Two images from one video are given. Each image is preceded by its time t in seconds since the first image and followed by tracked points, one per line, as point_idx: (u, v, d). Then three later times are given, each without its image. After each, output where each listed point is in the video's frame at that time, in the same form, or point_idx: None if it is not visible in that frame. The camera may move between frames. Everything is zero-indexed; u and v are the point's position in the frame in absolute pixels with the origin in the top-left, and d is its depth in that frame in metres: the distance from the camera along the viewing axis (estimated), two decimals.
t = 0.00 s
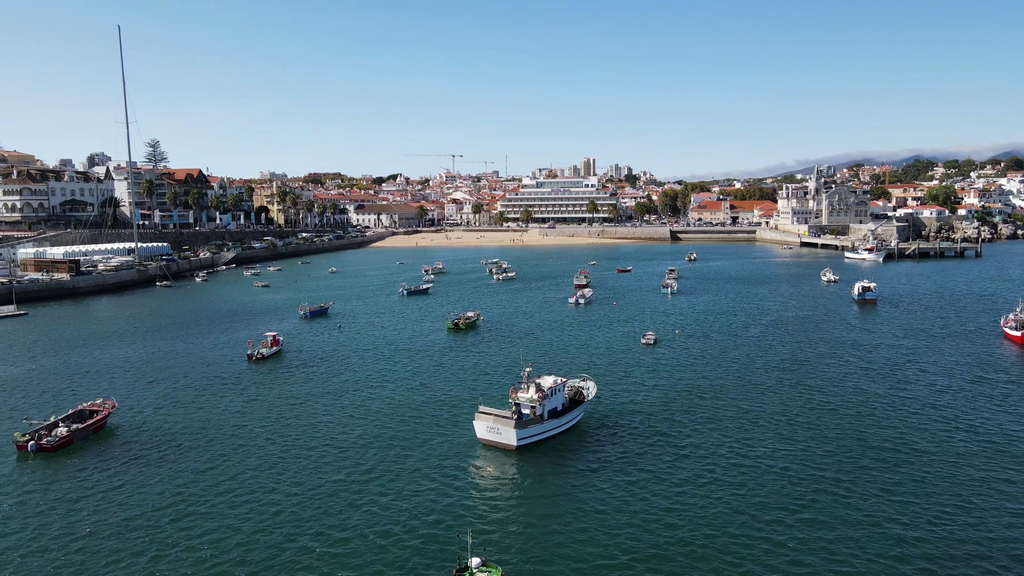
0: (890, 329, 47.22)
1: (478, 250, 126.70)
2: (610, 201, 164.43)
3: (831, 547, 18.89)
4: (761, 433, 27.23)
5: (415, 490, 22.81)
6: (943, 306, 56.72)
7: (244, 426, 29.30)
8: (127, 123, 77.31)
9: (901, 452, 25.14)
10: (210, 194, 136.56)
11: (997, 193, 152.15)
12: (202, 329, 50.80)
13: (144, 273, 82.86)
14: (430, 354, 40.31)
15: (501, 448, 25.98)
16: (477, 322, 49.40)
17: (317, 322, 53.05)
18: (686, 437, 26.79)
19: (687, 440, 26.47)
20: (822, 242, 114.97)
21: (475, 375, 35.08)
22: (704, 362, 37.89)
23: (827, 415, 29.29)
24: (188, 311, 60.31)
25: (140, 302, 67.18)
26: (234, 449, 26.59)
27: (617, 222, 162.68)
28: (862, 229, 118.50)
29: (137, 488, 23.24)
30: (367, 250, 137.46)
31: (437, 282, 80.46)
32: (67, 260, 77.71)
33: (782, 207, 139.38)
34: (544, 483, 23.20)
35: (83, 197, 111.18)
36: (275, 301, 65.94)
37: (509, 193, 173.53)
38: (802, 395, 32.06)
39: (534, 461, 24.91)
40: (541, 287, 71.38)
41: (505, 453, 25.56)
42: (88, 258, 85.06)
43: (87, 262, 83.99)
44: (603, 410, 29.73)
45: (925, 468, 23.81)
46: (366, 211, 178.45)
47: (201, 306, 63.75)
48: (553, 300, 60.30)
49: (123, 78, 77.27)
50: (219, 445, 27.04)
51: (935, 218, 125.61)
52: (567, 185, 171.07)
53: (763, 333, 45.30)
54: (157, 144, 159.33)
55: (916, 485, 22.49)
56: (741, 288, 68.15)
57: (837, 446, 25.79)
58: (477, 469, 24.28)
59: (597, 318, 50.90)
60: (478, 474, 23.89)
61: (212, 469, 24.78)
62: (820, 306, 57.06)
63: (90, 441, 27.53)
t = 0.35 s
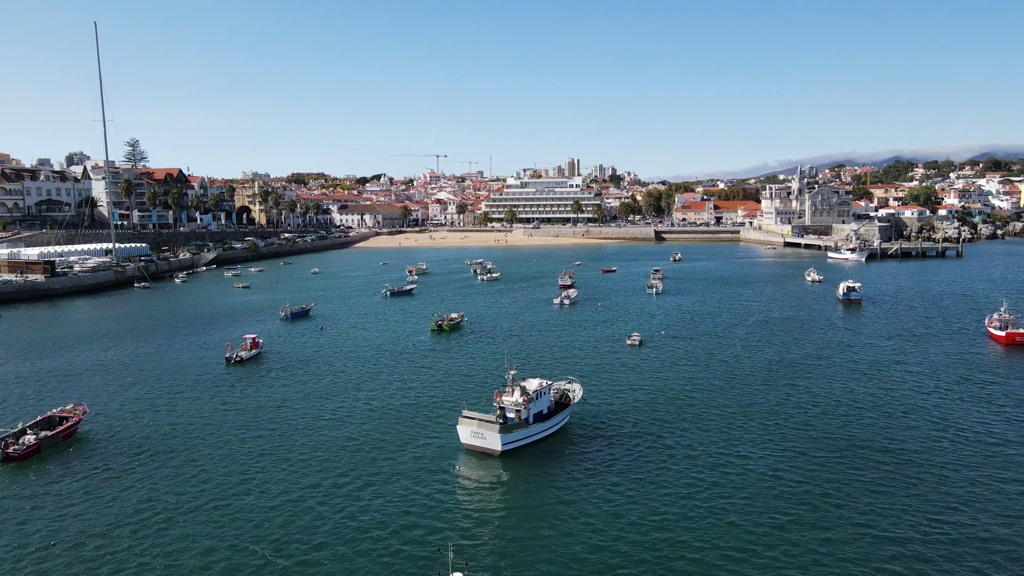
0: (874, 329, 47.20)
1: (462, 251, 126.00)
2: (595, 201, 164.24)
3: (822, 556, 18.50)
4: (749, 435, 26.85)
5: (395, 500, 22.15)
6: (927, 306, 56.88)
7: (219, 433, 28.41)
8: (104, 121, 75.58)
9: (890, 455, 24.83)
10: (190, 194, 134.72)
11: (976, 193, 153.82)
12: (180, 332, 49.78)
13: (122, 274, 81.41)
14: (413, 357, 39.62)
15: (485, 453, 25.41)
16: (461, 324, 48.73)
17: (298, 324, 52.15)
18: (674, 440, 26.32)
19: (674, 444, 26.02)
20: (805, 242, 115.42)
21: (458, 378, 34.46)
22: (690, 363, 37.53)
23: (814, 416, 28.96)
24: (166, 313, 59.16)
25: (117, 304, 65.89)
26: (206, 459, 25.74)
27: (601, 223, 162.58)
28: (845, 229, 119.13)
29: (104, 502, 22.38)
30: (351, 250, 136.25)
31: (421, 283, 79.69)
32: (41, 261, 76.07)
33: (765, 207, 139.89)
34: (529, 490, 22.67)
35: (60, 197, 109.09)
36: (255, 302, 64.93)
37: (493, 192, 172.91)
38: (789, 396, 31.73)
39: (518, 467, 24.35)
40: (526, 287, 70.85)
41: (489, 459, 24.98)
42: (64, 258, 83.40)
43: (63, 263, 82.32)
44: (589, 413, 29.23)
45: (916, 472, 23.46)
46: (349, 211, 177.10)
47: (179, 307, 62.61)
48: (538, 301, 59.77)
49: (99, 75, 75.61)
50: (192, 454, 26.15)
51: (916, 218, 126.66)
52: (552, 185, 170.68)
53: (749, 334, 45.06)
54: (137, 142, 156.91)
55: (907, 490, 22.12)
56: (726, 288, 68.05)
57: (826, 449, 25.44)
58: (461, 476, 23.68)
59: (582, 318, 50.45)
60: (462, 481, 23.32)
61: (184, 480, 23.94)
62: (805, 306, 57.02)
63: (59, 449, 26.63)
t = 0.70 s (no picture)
0: (859, 330, 47.19)
1: (446, 251, 125.25)
2: (579, 201, 164.13)
3: (814, 561, 18.06)
4: (737, 438, 26.46)
5: (376, 507, 21.47)
6: (911, 306, 57.03)
7: (194, 439, 27.59)
8: (81, 120, 74.09)
9: (880, 457, 24.49)
10: (170, 194, 132.98)
11: (956, 194, 155.40)
12: (157, 334, 48.71)
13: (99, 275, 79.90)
14: (396, 359, 38.94)
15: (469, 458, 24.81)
16: (445, 325, 48.16)
17: (279, 326, 51.27)
18: (661, 444, 25.85)
19: (661, 447, 25.54)
20: (789, 242, 115.87)
21: (441, 381, 33.85)
22: (675, 364, 37.21)
23: (803, 418, 28.61)
24: (144, 315, 57.99)
25: (94, 306, 64.54)
26: (181, 465, 24.94)
27: (586, 223, 162.40)
28: (829, 229, 119.79)
29: (72, 512, 21.53)
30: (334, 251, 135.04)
31: (405, 284, 79.00)
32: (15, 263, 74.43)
33: (749, 207, 140.48)
34: (515, 496, 22.11)
35: (36, 197, 107.09)
36: (236, 304, 63.91)
37: (478, 193, 172.27)
38: (775, 398, 31.45)
39: (503, 472, 23.77)
40: (511, 288, 70.39)
41: (473, 465, 24.37)
42: (39, 260, 81.70)
43: (38, 264, 80.64)
44: (575, 416, 28.73)
45: (906, 474, 23.12)
46: (332, 211, 175.75)
47: (157, 309, 61.41)
48: (523, 302, 59.28)
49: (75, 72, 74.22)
50: (165, 461, 25.33)
51: (898, 218, 127.65)
52: (536, 186, 170.42)
53: (735, 335, 44.85)
54: (116, 142, 154.61)
55: (899, 492, 21.75)
56: (710, 288, 67.94)
57: (815, 451, 25.09)
58: (445, 482, 23.08)
59: (566, 320, 50.02)
60: (445, 487, 22.70)
61: (156, 488, 23.12)
62: (790, 307, 57.02)
63: (27, 457, 25.70)
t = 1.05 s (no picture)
0: (844, 330, 47.16)
1: (430, 252, 124.43)
2: (564, 201, 163.84)
3: (804, 569, 17.69)
4: (724, 442, 26.09)
5: (355, 518, 20.78)
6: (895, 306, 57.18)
7: (168, 446, 26.72)
8: (56, 118, 72.52)
9: (869, 461, 24.20)
10: (150, 194, 131.11)
11: (936, 194, 156.97)
12: (134, 337, 47.65)
13: (75, 275, 78.34)
14: (378, 362, 38.24)
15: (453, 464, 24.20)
16: (429, 327, 47.58)
17: (259, 328, 50.42)
18: (648, 448, 25.40)
19: (648, 452, 25.12)
20: (772, 242, 116.27)
21: (424, 384, 33.23)
22: (662, 366, 36.86)
23: (791, 420, 28.30)
24: (121, 317, 56.83)
25: (70, 308, 63.27)
26: (156, 474, 24.13)
27: (571, 223, 162.13)
28: (812, 229, 120.33)
29: (37, 525, 20.62)
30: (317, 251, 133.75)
31: (388, 285, 78.25)
32: None
33: (733, 208, 140.91)
34: (499, 503, 21.56)
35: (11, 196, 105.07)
36: (215, 306, 62.85)
37: (462, 193, 171.51)
38: (763, 400, 31.15)
39: (488, 479, 23.21)
40: (495, 289, 69.88)
41: (457, 471, 23.81)
42: (13, 261, 79.99)
43: (12, 264, 78.98)
44: (560, 420, 28.24)
45: (896, 478, 22.82)
46: (316, 211, 174.30)
47: (134, 311, 60.18)
48: (508, 303, 58.77)
49: (50, 69, 72.78)
50: (137, 471, 24.44)
51: (880, 219, 128.51)
52: (521, 186, 170.01)
53: (721, 336, 44.66)
54: (94, 141, 152.27)
55: (889, 497, 21.44)
56: (695, 289, 67.77)
57: (803, 455, 24.74)
58: (428, 489, 22.50)
59: (552, 321, 49.58)
60: (428, 495, 22.09)
61: (127, 499, 22.25)
62: (775, 307, 56.97)
63: None
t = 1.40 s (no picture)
0: (829, 331, 47.15)
1: (414, 252, 123.50)
2: (549, 202, 163.58)
3: None
4: (713, 445, 25.75)
5: (335, 527, 20.15)
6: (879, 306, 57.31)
7: (145, 453, 25.97)
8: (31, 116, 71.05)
9: (858, 464, 23.92)
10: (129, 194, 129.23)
11: (917, 195, 158.44)
12: (110, 340, 46.60)
13: (52, 277, 76.82)
14: (360, 365, 37.59)
15: (437, 470, 23.66)
16: (413, 329, 47.00)
17: (240, 330, 49.56)
18: (635, 453, 24.99)
19: (636, 456, 24.71)
20: (756, 242, 116.63)
21: (408, 388, 32.63)
22: (648, 367, 36.52)
23: (779, 423, 28.01)
24: (98, 319, 55.65)
25: (46, 310, 61.96)
26: (131, 482, 23.38)
27: (555, 223, 161.84)
28: (795, 229, 120.89)
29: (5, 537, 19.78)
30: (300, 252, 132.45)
31: (372, 286, 77.48)
32: None
33: (717, 208, 141.33)
34: (485, 511, 21.03)
35: None
36: (195, 307, 61.80)
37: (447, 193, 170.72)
38: (750, 402, 30.85)
39: (473, 485, 22.66)
40: (480, 290, 69.35)
41: (441, 477, 23.25)
42: None
43: None
44: (546, 424, 27.79)
45: (887, 481, 22.54)
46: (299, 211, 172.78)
47: (112, 313, 59.08)
48: (493, 304, 58.27)
49: (25, 66, 71.34)
50: (109, 481, 23.48)
51: (862, 219, 129.35)
52: (506, 186, 169.60)
53: (706, 336, 44.45)
54: (72, 139, 149.94)
55: (880, 501, 21.12)
56: (680, 289, 67.66)
57: (792, 458, 24.43)
58: (412, 496, 21.94)
59: (537, 322, 49.16)
60: (412, 503, 21.50)
61: (97, 511, 21.33)
62: (761, 308, 56.94)
63: None
